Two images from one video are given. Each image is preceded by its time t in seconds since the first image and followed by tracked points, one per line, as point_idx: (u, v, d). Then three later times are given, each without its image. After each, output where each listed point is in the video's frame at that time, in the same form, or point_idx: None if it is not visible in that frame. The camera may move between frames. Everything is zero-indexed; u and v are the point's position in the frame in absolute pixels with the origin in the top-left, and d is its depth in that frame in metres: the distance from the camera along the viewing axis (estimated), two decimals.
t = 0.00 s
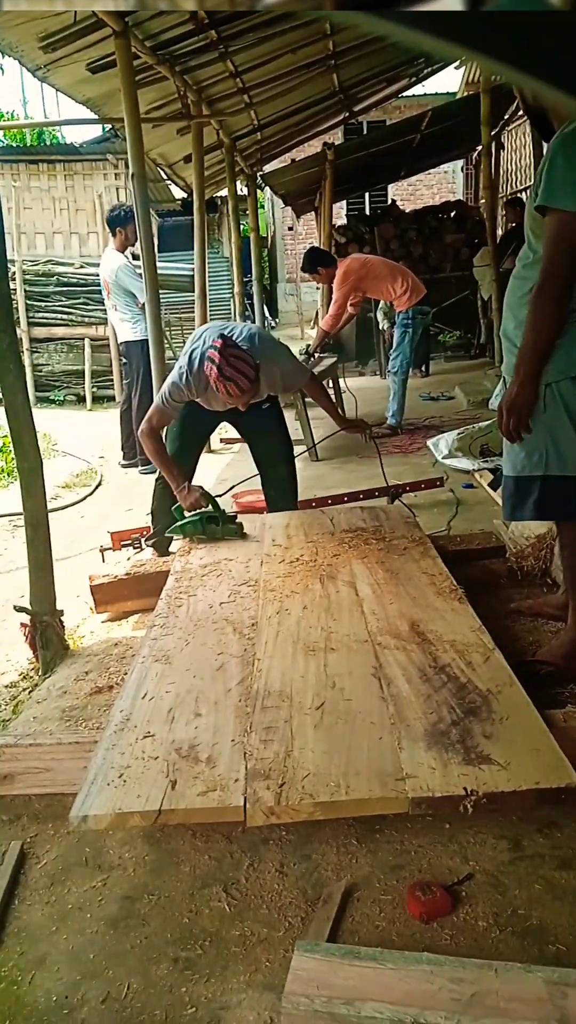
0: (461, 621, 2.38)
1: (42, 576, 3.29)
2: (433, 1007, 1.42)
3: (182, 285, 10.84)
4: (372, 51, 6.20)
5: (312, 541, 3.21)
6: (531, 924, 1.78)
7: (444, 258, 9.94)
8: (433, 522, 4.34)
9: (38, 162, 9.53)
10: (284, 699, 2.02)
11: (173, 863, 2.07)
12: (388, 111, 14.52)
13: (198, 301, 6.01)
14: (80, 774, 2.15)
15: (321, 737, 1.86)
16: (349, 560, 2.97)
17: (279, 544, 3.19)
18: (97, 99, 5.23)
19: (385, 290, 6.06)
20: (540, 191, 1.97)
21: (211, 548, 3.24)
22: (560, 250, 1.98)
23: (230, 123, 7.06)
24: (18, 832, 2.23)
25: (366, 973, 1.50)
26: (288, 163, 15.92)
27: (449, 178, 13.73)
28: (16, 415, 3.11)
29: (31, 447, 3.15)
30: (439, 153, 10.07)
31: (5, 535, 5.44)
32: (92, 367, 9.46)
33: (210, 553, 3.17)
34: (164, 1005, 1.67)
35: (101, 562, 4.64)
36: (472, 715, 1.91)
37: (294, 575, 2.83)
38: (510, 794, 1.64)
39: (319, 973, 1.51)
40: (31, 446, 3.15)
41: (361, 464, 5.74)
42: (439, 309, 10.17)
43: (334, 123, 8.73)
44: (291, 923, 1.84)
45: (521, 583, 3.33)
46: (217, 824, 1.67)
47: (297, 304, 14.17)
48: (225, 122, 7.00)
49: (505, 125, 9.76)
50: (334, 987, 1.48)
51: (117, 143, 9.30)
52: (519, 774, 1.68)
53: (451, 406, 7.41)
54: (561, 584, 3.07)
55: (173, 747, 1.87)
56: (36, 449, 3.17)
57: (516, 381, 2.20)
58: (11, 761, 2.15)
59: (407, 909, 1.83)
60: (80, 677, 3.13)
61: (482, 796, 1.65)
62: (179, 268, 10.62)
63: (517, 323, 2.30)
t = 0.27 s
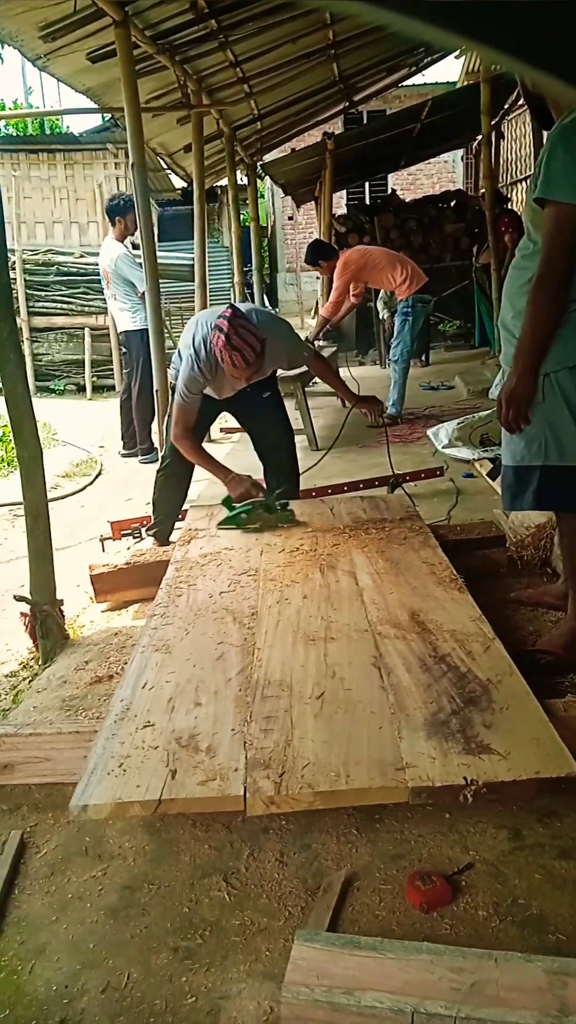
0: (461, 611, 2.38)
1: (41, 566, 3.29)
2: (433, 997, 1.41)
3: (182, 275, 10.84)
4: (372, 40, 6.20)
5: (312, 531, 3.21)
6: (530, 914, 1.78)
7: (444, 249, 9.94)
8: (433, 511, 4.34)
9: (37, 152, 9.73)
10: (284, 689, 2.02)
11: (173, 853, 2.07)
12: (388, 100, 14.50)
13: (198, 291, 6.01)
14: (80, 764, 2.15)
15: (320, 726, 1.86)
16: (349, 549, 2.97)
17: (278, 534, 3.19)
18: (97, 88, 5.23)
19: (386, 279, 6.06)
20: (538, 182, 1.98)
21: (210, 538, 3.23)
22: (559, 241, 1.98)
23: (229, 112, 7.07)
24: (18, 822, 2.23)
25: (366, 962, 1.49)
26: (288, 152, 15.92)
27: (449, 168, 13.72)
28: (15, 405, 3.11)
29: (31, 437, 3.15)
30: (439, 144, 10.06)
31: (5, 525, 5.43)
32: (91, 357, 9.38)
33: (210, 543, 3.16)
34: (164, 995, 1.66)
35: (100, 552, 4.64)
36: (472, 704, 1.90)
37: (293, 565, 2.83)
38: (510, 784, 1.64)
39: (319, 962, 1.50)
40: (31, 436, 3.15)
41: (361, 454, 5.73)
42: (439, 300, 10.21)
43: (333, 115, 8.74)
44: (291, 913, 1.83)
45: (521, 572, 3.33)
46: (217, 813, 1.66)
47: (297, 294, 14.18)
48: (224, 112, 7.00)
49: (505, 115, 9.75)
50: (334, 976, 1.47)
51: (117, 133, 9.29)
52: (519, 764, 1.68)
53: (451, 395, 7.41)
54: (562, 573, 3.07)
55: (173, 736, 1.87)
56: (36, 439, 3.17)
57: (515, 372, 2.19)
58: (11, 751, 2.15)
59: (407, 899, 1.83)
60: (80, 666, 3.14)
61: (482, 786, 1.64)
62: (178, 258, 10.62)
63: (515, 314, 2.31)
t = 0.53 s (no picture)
0: (461, 611, 2.38)
1: (41, 566, 3.29)
2: (432, 997, 1.41)
3: (182, 275, 10.84)
4: (372, 40, 6.20)
5: (312, 531, 3.21)
6: (530, 914, 1.78)
7: (444, 248, 9.95)
8: (433, 511, 4.34)
9: (38, 153, 9.72)
10: (284, 689, 2.02)
11: (173, 853, 2.07)
12: (388, 100, 14.50)
13: (198, 291, 6.01)
14: (80, 764, 2.15)
15: (320, 727, 1.86)
16: (349, 549, 2.97)
17: (279, 534, 3.19)
18: (97, 88, 5.23)
19: (385, 280, 6.06)
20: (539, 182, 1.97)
21: (210, 538, 3.23)
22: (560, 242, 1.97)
23: (229, 112, 7.07)
24: (18, 822, 2.23)
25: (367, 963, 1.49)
26: (288, 153, 15.93)
27: (449, 168, 13.72)
28: (15, 405, 3.11)
29: (31, 438, 3.15)
30: (439, 144, 10.06)
31: (6, 526, 5.43)
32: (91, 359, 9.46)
33: (210, 544, 3.16)
34: (164, 996, 1.66)
35: (101, 552, 4.65)
36: (472, 705, 1.90)
37: (294, 565, 2.83)
38: (510, 785, 1.64)
39: (319, 963, 1.50)
40: (31, 437, 3.15)
41: (361, 455, 5.73)
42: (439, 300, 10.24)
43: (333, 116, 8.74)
44: (291, 914, 1.83)
45: (521, 573, 3.33)
46: (217, 813, 1.66)
47: (297, 294, 14.18)
48: (224, 112, 7.00)
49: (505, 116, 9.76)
50: (334, 977, 1.47)
51: (117, 133, 9.29)
52: (519, 764, 1.68)
53: (451, 396, 7.40)
54: (562, 573, 3.07)
55: (173, 737, 1.87)
56: (36, 439, 3.17)
57: (515, 373, 2.19)
58: (11, 751, 2.15)
59: (407, 899, 1.83)
60: (80, 666, 3.14)
61: (482, 786, 1.64)
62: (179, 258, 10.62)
63: (516, 314, 2.31)
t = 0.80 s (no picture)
0: (461, 611, 2.38)
1: (41, 566, 3.29)
2: (432, 997, 1.41)
3: (182, 275, 10.84)
4: (372, 40, 6.21)
5: (312, 531, 3.21)
6: (530, 914, 1.78)
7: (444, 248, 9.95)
8: (433, 511, 4.34)
9: (38, 152, 9.72)
10: (284, 688, 2.02)
11: (173, 853, 2.07)
12: (388, 100, 14.50)
13: (198, 291, 6.00)
14: (80, 764, 2.15)
15: (320, 727, 1.86)
16: (349, 549, 2.97)
17: (278, 534, 3.19)
18: (97, 88, 5.23)
19: (388, 279, 6.05)
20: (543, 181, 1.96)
21: (210, 539, 3.23)
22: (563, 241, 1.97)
23: (229, 112, 7.08)
24: (18, 821, 2.23)
25: (367, 963, 1.49)
26: (287, 153, 15.93)
27: (449, 168, 13.71)
28: (15, 405, 3.11)
29: (31, 437, 3.15)
30: (439, 145, 10.07)
31: (6, 526, 5.43)
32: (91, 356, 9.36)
33: (210, 544, 3.16)
34: (164, 996, 1.66)
35: (100, 551, 4.64)
36: (472, 705, 1.90)
37: (294, 564, 2.83)
38: (510, 784, 1.64)
39: (319, 962, 1.50)
40: (31, 437, 3.15)
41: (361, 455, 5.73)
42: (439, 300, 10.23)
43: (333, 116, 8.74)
44: (291, 913, 1.83)
45: (521, 573, 3.33)
46: (217, 813, 1.66)
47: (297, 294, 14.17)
48: (224, 111, 7.00)
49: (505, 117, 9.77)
50: (333, 976, 1.47)
51: (117, 133, 9.30)
52: (519, 764, 1.68)
53: (451, 396, 7.40)
54: (562, 573, 3.06)
55: (173, 737, 1.87)
56: (35, 439, 3.17)
57: (517, 373, 2.18)
58: (11, 751, 2.15)
59: (407, 899, 1.83)
60: (80, 666, 3.14)
61: (482, 786, 1.64)
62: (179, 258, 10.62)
63: (517, 314, 2.31)
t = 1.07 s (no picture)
0: (461, 611, 2.38)
1: (41, 566, 3.29)
2: (432, 997, 1.41)
3: (182, 275, 10.85)
4: (372, 40, 6.20)
5: (312, 531, 3.21)
6: (530, 914, 1.78)
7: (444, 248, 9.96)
8: (433, 511, 4.34)
9: (38, 152, 9.72)
10: (284, 688, 2.02)
11: (173, 853, 2.07)
12: (388, 100, 14.50)
13: (198, 291, 6.01)
14: (80, 763, 2.15)
15: (320, 727, 1.86)
16: (349, 549, 2.97)
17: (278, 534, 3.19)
18: (97, 88, 5.23)
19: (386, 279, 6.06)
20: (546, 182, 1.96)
21: (210, 539, 3.23)
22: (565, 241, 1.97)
23: (229, 112, 7.08)
24: (18, 821, 2.23)
25: (367, 963, 1.49)
26: (288, 153, 15.94)
27: (449, 168, 13.71)
28: (15, 405, 3.11)
29: (31, 437, 3.15)
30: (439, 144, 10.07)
31: (6, 526, 5.43)
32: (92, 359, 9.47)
33: (210, 544, 3.16)
34: (164, 995, 1.66)
35: (100, 551, 4.65)
36: (472, 705, 1.90)
37: (294, 564, 2.83)
38: (510, 784, 1.64)
39: (319, 962, 1.50)
40: (31, 437, 3.15)
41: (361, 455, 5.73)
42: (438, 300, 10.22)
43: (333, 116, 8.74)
44: (291, 913, 1.83)
45: (522, 573, 3.33)
46: (217, 813, 1.66)
47: (297, 294, 14.17)
48: (224, 112, 7.00)
49: (505, 116, 9.77)
50: (333, 976, 1.47)
51: (117, 133, 9.30)
52: (519, 764, 1.68)
53: (451, 396, 7.41)
54: (562, 572, 3.07)
55: (173, 737, 1.87)
56: (35, 439, 3.17)
57: (520, 372, 2.18)
58: (11, 751, 2.15)
59: (407, 899, 1.83)
60: (80, 666, 3.14)
61: (482, 786, 1.64)
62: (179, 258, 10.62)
63: (519, 314, 2.31)
